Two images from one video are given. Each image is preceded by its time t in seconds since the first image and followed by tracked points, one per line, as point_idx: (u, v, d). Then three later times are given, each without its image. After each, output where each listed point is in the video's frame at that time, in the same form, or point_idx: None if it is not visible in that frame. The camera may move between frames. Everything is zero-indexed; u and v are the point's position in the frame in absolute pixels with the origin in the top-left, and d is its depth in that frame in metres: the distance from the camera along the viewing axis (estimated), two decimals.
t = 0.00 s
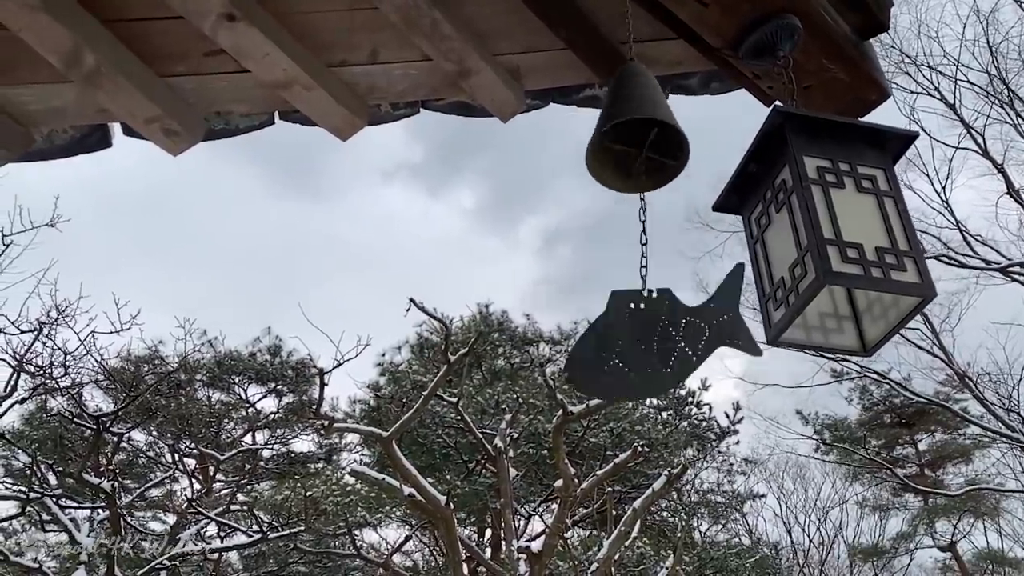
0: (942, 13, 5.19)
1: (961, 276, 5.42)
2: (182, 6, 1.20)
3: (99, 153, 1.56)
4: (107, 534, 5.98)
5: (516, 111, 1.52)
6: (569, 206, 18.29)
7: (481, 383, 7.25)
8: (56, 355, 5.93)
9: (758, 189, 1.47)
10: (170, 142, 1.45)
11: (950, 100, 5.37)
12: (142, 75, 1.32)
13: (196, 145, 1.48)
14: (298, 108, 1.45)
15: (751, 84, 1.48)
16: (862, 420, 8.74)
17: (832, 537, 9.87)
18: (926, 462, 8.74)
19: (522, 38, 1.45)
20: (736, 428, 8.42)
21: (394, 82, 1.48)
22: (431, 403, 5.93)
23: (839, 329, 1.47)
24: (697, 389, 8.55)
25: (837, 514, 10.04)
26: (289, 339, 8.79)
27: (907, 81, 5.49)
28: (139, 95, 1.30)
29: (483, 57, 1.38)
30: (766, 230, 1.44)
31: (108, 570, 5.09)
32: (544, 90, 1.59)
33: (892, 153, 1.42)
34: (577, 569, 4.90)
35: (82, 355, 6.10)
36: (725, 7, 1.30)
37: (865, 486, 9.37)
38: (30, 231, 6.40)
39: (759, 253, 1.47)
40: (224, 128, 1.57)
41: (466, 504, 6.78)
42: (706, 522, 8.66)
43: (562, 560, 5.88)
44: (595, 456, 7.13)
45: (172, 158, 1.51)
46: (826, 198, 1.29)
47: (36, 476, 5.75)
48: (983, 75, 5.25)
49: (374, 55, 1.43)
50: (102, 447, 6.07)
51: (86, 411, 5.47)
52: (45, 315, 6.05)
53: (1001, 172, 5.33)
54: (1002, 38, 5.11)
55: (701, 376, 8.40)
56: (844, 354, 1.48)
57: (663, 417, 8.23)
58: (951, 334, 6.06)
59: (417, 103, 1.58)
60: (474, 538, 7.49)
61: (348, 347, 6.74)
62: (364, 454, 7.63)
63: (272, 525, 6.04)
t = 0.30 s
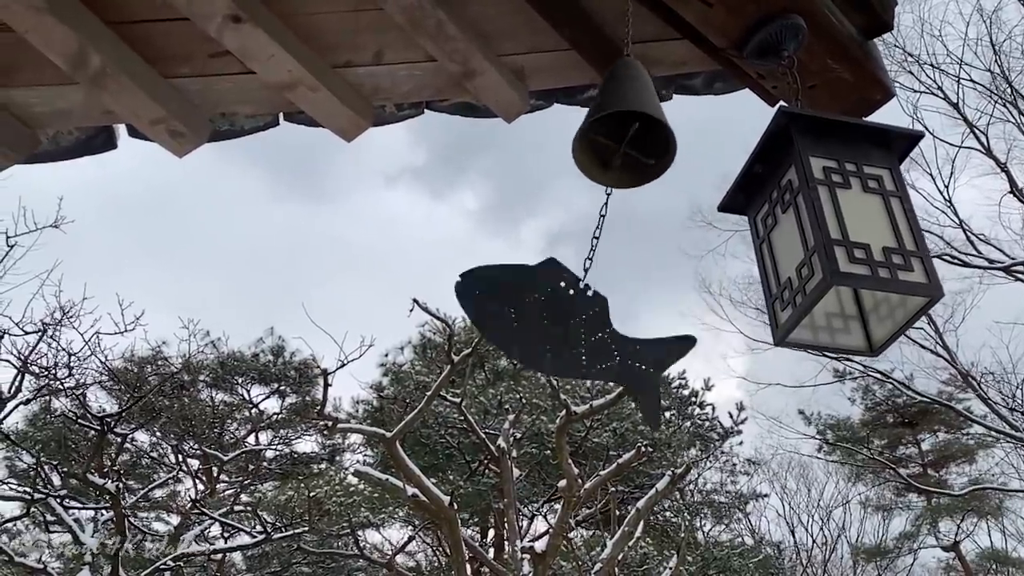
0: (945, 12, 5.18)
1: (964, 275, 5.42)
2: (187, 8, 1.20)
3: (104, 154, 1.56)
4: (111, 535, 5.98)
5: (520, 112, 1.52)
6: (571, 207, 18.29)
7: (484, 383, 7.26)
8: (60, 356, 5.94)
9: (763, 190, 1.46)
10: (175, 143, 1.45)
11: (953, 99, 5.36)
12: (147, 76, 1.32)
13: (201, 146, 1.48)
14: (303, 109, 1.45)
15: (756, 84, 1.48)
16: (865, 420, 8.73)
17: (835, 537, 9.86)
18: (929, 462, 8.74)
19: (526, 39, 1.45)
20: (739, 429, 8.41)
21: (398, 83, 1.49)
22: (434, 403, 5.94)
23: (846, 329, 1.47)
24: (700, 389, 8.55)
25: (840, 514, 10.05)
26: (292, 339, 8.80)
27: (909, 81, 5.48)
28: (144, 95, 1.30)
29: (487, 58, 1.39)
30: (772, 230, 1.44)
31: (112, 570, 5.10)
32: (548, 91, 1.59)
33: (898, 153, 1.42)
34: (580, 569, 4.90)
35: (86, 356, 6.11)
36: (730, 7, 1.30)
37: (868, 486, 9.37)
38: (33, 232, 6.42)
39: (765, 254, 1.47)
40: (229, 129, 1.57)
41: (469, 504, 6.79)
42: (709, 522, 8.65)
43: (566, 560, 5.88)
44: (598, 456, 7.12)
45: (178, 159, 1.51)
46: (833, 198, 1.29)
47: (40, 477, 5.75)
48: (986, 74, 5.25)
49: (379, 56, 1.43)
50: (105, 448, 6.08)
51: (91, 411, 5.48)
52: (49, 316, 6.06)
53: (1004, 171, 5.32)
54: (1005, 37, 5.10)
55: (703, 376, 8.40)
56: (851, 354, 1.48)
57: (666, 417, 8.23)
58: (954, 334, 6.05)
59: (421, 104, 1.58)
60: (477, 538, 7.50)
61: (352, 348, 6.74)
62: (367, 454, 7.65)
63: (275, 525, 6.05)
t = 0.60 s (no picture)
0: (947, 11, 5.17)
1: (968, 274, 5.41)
2: (193, 9, 1.21)
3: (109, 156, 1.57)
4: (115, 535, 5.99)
5: (525, 112, 1.52)
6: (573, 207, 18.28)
7: (486, 383, 7.27)
8: (64, 357, 5.96)
9: (773, 190, 1.46)
10: (181, 144, 1.45)
11: (957, 97, 5.36)
12: (153, 78, 1.32)
13: (207, 147, 1.48)
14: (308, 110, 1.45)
15: (761, 83, 1.48)
16: (868, 419, 8.72)
17: (838, 537, 9.85)
18: (933, 461, 8.72)
19: (530, 39, 1.45)
20: (742, 428, 8.40)
21: (403, 83, 1.49)
22: (438, 404, 5.95)
23: (860, 327, 1.47)
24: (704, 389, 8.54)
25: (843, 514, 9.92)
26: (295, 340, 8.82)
27: (913, 79, 5.48)
28: (150, 97, 1.31)
29: (492, 58, 1.39)
30: (783, 230, 1.44)
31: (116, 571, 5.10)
32: (552, 91, 1.59)
33: (906, 150, 1.42)
34: (584, 568, 4.90)
35: (89, 356, 6.14)
36: (735, 6, 1.30)
37: (872, 485, 9.36)
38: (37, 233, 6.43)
39: (777, 252, 1.47)
40: (234, 130, 1.57)
41: (472, 504, 6.79)
42: (713, 521, 8.65)
43: (569, 560, 5.88)
44: (601, 456, 7.12)
45: (183, 161, 1.51)
46: (846, 196, 1.29)
47: (45, 477, 5.76)
48: (989, 72, 5.24)
49: (383, 56, 1.44)
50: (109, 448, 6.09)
51: (95, 412, 5.48)
52: (53, 317, 6.08)
53: (1008, 169, 5.32)
54: (1008, 35, 5.09)
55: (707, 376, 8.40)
56: (866, 352, 1.47)
57: (669, 416, 8.22)
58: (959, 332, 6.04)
59: (425, 104, 1.58)
60: (480, 538, 7.50)
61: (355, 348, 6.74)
62: (371, 455, 7.66)
63: (279, 526, 6.05)
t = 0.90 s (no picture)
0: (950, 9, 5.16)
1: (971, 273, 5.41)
2: (198, 9, 1.21)
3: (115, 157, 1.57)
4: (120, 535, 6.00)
5: (529, 112, 1.52)
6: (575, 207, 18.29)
7: (489, 382, 7.27)
8: (68, 358, 5.97)
9: (778, 188, 1.46)
10: (186, 144, 1.45)
11: (959, 96, 5.35)
12: (158, 78, 1.32)
13: (211, 148, 1.48)
14: (312, 110, 1.45)
15: (765, 82, 1.47)
16: (871, 418, 8.72)
17: (842, 536, 9.84)
18: (937, 459, 8.70)
19: (535, 39, 1.45)
20: (746, 427, 8.40)
21: (407, 83, 1.49)
22: (441, 404, 5.96)
23: (864, 326, 1.47)
24: (707, 388, 8.55)
25: (847, 513, 9.91)
26: (298, 340, 8.84)
27: (916, 78, 5.47)
28: (155, 98, 1.31)
29: (496, 58, 1.39)
30: (788, 228, 1.43)
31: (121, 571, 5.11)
32: (557, 91, 1.59)
33: (912, 148, 1.41)
34: (588, 568, 4.89)
35: (94, 357, 6.16)
36: (739, 5, 1.30)
37: (876, 484, 9.35)
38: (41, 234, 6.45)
39: (782, 252, 1.47)
40: (239, 131, 1.57)
41: (476, 504, 6.80)
42: (716, 521, 8.65)
43: (573, 560, 5.89)
44: (605, 455, 7.13)
45: (189, 161, 1.51)
46: (850, 194, 1.29)
47: (49, 478, 5.77)
48: (992, 70, 5.23)
49: (388, 56, 1.43)
50: (113, 449, 6.09)
51: (99, 412, 5.49)
52: (58, 317, 6.10)
53: (1011, 168, 5.31)
54: (1011, 33, 5.08)
55: (710, 375, 8.40)
56: (871, 351, 1.47)
57: (672, 416, 8.22)
58: (962, 331, 6.03)
59: (430, 104, 1.58)
60: (483, 538, 7.50)
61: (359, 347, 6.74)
62: (374, 455, 7.68)
63: (283, 526, 6.06)
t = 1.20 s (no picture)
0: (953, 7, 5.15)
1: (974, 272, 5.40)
2: (199, 10, 1.21)
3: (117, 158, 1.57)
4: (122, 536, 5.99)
5: (530, 112, 1.51)
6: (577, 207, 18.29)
7: (492, 382, 7.27)
8: (71, 359, 5.97)
9: (776, 188, 1.46)
10: (187, 145, 1.45)
11: (962, 95, 5.34)
12: (160, 80, 1.32)
13: (213, 149, 1.49)
14: (313, 111, 1.45)
15: (767, 82, 1.47)
16: (875, 418, 8.71)
17: (844, 535, 9.82)
18: (941, 459, 8.68)
19: (536, 39, 1.44)
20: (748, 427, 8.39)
21: (408, 84, 1.49)
22: (444, 404, 5.95)
23: (861, 327, 1.46)
24: (710, 388, 8.54)
25: (850, 513, 9.96)
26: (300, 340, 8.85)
27: (917, 77, 5.46)
28: (157, 100, 1.31)
29: (497, 58, 1.39)
30: (785, 228, 1.43)
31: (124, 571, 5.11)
32: (557, 90, 1.59)
33: (912, 148, 1.41)
34: (590, 568, 4.88)
35: (97, 358, 6.16)
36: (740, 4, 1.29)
37: (878, 484, 9.34)
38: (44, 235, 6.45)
39: (779, 252, 1.46)
40: (241, 131, 1.57)
41: (478, 504, 6.79)
42: (719, 520, 8.63)
43: (575, 560, 5.88)
44: (607, 456, 7.13)
45: (190, 162, 1.51)
46: (847, 195, 1.29)
47: (51, 478, 5.77)
48: (995, 69, 5.23)
49: (389, 56, 1.43)
50: (115, 449, 6.08)
51: (101, 413, 5.48)
52: (61, 318, 6.10)
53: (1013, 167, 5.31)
54: (1014, 32, 5.07)
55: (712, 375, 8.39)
56: (867, 351, 1.47)
57: (675, 416, 8.21)
58: (965, 330, 6.02)
59: (431, 104, 1.58)
60: (485, 538, 7.49)
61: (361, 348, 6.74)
62: (376, 455, 7.68)
63: (286, 526, 6.06)
